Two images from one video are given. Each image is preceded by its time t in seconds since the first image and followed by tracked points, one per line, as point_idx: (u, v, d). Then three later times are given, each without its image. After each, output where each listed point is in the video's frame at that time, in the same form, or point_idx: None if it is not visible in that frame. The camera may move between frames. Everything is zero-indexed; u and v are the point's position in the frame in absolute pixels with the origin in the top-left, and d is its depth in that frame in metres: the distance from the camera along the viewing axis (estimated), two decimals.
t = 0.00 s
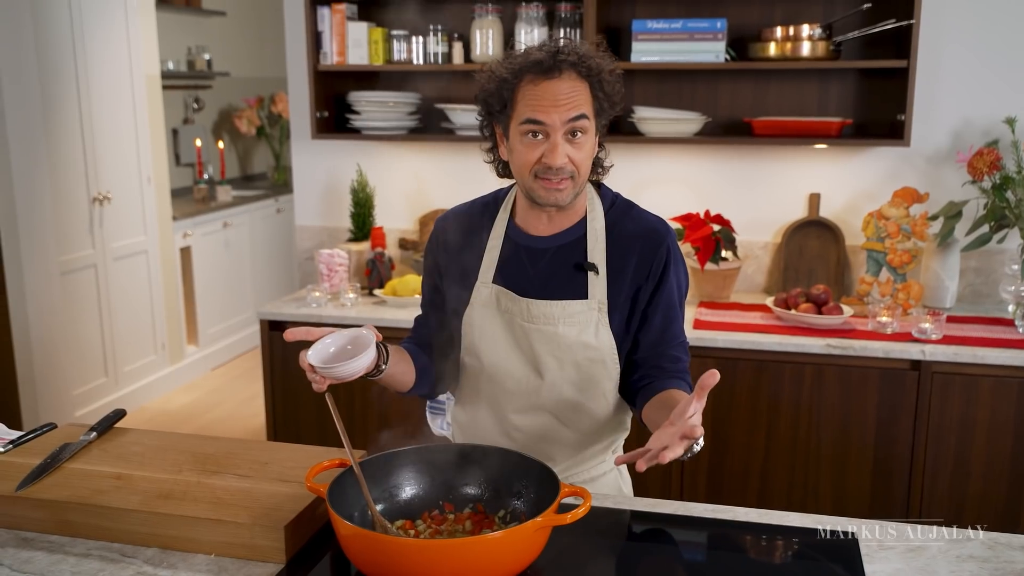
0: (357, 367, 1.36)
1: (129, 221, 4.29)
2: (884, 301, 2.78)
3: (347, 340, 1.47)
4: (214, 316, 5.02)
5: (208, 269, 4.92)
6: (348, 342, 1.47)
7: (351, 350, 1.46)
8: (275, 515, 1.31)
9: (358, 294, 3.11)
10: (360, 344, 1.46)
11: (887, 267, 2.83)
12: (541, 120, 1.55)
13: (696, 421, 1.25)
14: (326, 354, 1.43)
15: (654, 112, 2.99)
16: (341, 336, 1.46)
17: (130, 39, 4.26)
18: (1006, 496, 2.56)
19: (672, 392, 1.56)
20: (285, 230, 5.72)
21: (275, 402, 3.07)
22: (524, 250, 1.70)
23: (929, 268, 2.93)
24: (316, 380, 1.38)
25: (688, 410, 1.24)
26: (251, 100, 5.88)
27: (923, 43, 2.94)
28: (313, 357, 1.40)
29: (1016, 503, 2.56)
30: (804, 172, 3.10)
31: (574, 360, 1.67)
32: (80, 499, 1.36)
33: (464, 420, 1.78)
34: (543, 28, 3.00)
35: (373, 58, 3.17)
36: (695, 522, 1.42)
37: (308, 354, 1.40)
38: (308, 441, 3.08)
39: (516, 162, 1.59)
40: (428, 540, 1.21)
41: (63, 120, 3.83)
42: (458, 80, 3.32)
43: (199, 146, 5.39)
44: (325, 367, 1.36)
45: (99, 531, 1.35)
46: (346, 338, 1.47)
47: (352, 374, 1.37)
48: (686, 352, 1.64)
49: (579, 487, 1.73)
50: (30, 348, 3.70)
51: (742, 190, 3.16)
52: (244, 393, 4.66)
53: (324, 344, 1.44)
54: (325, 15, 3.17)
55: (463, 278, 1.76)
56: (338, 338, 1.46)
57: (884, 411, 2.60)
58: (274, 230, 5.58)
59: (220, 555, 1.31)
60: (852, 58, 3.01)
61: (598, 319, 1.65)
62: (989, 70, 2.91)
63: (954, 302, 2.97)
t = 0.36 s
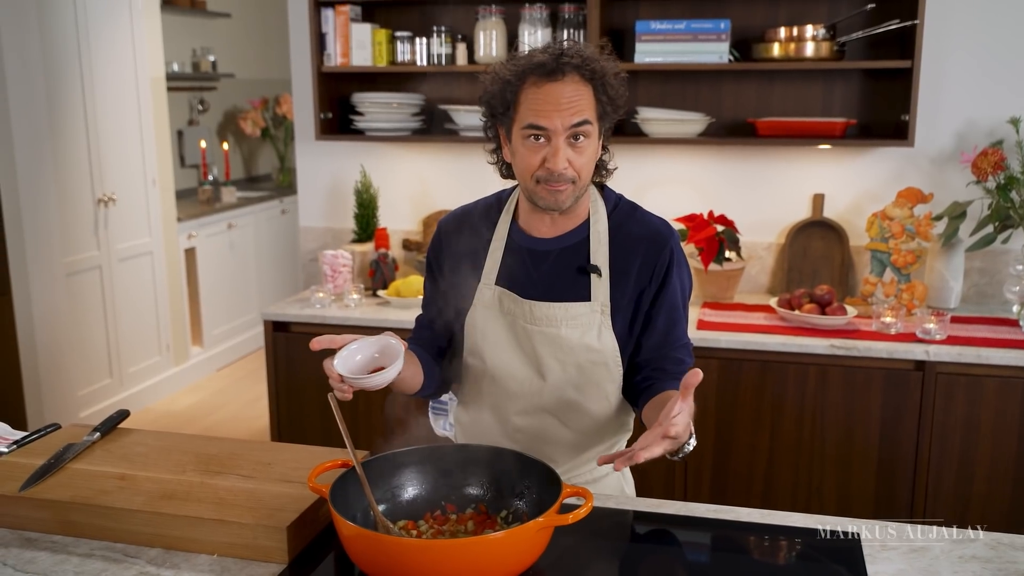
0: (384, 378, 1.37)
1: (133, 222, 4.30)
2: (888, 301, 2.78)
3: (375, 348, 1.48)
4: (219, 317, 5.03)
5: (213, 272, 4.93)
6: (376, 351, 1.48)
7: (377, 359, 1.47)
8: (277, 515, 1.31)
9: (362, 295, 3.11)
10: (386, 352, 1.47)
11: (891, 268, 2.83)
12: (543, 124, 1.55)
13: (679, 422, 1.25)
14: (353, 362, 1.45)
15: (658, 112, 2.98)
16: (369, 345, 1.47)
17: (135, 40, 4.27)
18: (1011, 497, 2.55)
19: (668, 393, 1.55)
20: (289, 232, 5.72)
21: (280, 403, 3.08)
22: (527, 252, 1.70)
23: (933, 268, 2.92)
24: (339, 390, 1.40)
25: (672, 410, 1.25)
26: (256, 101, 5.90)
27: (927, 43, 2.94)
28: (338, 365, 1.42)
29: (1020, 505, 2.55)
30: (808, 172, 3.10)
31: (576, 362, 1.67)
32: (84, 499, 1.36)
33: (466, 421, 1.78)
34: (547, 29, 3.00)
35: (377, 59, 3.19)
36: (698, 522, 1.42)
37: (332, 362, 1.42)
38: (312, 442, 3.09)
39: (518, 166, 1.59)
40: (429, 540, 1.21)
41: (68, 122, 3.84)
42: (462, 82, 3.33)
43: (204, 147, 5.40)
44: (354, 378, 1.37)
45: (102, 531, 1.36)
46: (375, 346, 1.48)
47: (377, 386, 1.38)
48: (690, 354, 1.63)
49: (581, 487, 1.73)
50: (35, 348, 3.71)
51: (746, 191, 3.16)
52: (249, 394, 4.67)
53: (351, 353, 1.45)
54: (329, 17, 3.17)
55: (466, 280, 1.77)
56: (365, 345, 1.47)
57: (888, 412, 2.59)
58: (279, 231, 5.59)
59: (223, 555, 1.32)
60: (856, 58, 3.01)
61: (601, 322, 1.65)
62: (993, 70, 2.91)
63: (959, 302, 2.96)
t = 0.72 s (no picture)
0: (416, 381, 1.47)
1: (135, 224, 4.30)
2: (888, 301, 2.77)
3: (412, 349, 1.57)
4: (220, 319, 5.04)
5: (214, 274, 4.93)
6: (413, 351, 1.57)
7: (414, 360, 1.57)
8: (277, 517, 1.32)
9: (362, 296, 3.11)
10: (423, 353, 1.57)
11: (891, 267, 2.82)
12: (534, 125, 1.55)
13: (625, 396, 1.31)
14: (389, 362, 1.55)
15: (658, 112, 2.98)
16: (405, 344, 1.57)
17: (135, 43, 4.28)
18: (1012, 496, 2.55)
19: (667, 385, 1.58)
20: (290, 233, 5.73)
21: (281, 405, 3.08)
22: (527, 252, 1.70)
23: (934, 267, 2.92)
24: (376, 390, 1.50)
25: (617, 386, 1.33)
26: (257, 103, 5.90)
27: (927, 43, 2.94)
28: (374, 366, 1.52)
29: (1021, 504, 2.55)
30: (808, 172, 3.10)
31: (576, 362, 1.67)
32: (84, 501, 1.36)
33: (467, 422, 1.78)
34: (546, 29, 3.00)
35: (376, 60, 3.19)
36: (697, 523, 1.42)
37: (368, 363, 1.52)
38: (313, 443, 3.09)
39: (512, 166, 1.59)
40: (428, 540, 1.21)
41: (69, 125, 3.85)
42: (462, 82, 3.33)
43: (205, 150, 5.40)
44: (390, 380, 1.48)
45: (102, 533, 1.36)
46: (411, 346, 1.57)
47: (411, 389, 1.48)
48: (689, 352, 1.65)
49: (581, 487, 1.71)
50: (37, 351, 3.72)
51: (746, 191, 3.16)
52: (251, 396, 4.67)
53: (388, 352, 1.55)
54: (328, 18, 3.17)
55: (466, 280, 1.77)
56: (402, 345, 1.57)
57: (889, 412, 2.59)
58: (280, 233, 5.59)
59: (223, 557, 1.32)
60: (856, 58, 3.00)
61: (601, 321, 1.66)
62: (992, 69, 2.90)
63: (959, 302, 2.96)
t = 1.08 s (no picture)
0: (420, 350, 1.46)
1: (134, 227, 4.31)
2: (885, 301, 2.78)
3: (414, 324, 1.55)
4: (220, 321, 5.04)
5: (213, 276, 4.93)
6: (415, 326, 1.55)
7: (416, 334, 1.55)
8: (274, 518, 1.32)
9: (360, 298, 3.12)
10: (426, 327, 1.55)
11: (888, 268, 2.83)
12: (500, 146, 1.54)
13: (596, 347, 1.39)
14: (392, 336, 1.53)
15: (656, 114, 2.98)
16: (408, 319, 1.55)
17: (134, 46, 4.28)
18: (1011, 496, 2.55)
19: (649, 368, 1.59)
20: (289, 235, 5.73)
21: (279, 407, 3.08)
22: (524, 251, 1.70)
23: (931, 268, 2.92)
24: (377, 364, 1.49)
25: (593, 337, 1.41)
26: (256, 105, 5.91)
27: (924, 44, 2.94)
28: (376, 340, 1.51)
29: (1019, 504, 2.55)
30: (806, 173, 3.10)
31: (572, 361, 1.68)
32: (81, 504, 1.37)
33: (465, 422, 1.78)
34: (544, 31, 3.00)
35: (374, 63, 3.19)
36: (694, 523, 1.42)
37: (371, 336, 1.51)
38: (311, 445, 3.10)
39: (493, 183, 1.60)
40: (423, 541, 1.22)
41: (68, 127, 3.85)
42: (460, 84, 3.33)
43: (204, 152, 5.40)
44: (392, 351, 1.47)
45: (99, 536, 1.36)
46: (413, 322, 1.55)
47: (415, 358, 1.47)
48: (682, 346, 1.65)
49: (578, 488, 1.70)
50: (36, 354, 3.72)
51: (743, 192, 3.16)
52: (250, 398, 4.68)
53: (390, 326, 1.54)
54: (326, 21, 3.18)
55: (463, 281, 1.77)
56: (405, 321, 1.55)
57: (887, 412, 2.59)
58: (279, 235, 5.60)
59: (220, 559, 1.32)
60: (853, 59, 3.01)
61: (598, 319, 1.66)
62: (988, 70, 2.91)
63: (957, 302, 2.97)
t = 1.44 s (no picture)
0: (374, 350, 1.45)
1: (134, 226, 4.31)
2: (884, 300, 2.76)
3: (365, 327, 1.55)
4: (220, 319, 5.05)
5: (214, 275, 4.94)
6: (366, 330, 1.55)
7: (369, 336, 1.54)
8: (271, 516, 1.32)
9: (360, 296, 3.13)
10: (378, 330, 1.54)
11: (888, 266, 2.83)
12: (471, 157, 1.54)
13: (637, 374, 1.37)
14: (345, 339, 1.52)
15: (655, 112, 2.98)
16: (360, 324, 1.54)
17: (134, 44, 4.28)
18: (1010, 495, 2.55)
19: (663, 375, 1.57)
20: (290, 234, 5.73)
21: (279, 406, 3.09)
22: (517, 249, 1.71)
23: (931, 266, 2.92)
24: (332, 367, 1.46)
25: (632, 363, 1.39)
26: (256, 104, 5.91)
27: (922, 42, 2.94)
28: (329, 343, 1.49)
29: (1018, 503, 2.55)
30: (805, 171, 3.10)
31: (567, 358, 1.68)
32: (79, 501, 1.37)
33: (461, 420, 1.78)
34: (543, 30, 3.01)
35: (373, 61, 3.19)
36: (691, 522, 1.43)
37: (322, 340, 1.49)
38: (311, 443, 3.10)
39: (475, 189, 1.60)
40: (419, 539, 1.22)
41: (68, 126, 3.86)
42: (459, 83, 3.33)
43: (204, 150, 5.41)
44: (343, 353, 1.44)
45: (97, 533, 1.37)
46: (364, 325, 1.55)
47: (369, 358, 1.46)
48: (681, 342, 1.64)
49: (575, 486, 1.70)
50: (37, 353, 3.73)
51: (743, 190, 3.16)
52: (251, 396, 4.68)
53: (343, 330, 1.52)
54: (326, 19, 3.19)
55: (457, 282, 1.77)
56: (356, 324, 1.54)
57: (885, 410, 2.59)
58: (280, 233, 5.60)
59: (217, 556, 1.32)
60: (852, 57, 3.01)
61: (591, 316, 1.66)
62: (987, 68, 2.91)
63: (956, 300, 2.96)
